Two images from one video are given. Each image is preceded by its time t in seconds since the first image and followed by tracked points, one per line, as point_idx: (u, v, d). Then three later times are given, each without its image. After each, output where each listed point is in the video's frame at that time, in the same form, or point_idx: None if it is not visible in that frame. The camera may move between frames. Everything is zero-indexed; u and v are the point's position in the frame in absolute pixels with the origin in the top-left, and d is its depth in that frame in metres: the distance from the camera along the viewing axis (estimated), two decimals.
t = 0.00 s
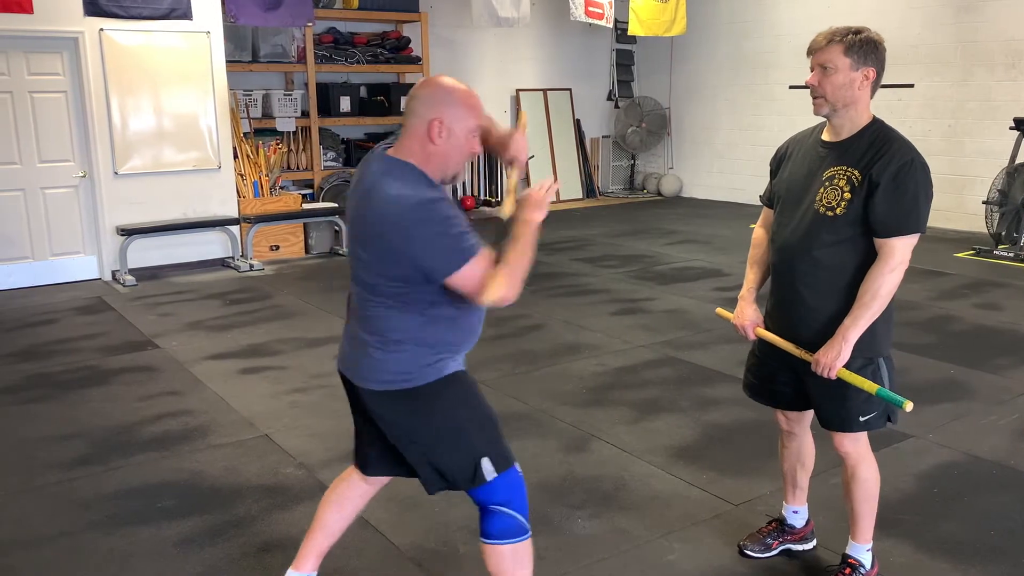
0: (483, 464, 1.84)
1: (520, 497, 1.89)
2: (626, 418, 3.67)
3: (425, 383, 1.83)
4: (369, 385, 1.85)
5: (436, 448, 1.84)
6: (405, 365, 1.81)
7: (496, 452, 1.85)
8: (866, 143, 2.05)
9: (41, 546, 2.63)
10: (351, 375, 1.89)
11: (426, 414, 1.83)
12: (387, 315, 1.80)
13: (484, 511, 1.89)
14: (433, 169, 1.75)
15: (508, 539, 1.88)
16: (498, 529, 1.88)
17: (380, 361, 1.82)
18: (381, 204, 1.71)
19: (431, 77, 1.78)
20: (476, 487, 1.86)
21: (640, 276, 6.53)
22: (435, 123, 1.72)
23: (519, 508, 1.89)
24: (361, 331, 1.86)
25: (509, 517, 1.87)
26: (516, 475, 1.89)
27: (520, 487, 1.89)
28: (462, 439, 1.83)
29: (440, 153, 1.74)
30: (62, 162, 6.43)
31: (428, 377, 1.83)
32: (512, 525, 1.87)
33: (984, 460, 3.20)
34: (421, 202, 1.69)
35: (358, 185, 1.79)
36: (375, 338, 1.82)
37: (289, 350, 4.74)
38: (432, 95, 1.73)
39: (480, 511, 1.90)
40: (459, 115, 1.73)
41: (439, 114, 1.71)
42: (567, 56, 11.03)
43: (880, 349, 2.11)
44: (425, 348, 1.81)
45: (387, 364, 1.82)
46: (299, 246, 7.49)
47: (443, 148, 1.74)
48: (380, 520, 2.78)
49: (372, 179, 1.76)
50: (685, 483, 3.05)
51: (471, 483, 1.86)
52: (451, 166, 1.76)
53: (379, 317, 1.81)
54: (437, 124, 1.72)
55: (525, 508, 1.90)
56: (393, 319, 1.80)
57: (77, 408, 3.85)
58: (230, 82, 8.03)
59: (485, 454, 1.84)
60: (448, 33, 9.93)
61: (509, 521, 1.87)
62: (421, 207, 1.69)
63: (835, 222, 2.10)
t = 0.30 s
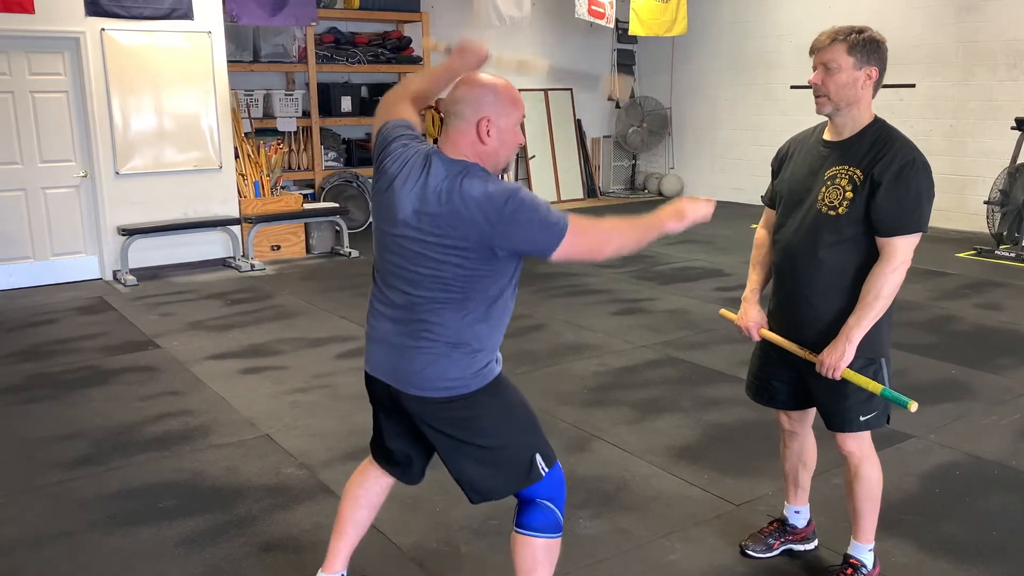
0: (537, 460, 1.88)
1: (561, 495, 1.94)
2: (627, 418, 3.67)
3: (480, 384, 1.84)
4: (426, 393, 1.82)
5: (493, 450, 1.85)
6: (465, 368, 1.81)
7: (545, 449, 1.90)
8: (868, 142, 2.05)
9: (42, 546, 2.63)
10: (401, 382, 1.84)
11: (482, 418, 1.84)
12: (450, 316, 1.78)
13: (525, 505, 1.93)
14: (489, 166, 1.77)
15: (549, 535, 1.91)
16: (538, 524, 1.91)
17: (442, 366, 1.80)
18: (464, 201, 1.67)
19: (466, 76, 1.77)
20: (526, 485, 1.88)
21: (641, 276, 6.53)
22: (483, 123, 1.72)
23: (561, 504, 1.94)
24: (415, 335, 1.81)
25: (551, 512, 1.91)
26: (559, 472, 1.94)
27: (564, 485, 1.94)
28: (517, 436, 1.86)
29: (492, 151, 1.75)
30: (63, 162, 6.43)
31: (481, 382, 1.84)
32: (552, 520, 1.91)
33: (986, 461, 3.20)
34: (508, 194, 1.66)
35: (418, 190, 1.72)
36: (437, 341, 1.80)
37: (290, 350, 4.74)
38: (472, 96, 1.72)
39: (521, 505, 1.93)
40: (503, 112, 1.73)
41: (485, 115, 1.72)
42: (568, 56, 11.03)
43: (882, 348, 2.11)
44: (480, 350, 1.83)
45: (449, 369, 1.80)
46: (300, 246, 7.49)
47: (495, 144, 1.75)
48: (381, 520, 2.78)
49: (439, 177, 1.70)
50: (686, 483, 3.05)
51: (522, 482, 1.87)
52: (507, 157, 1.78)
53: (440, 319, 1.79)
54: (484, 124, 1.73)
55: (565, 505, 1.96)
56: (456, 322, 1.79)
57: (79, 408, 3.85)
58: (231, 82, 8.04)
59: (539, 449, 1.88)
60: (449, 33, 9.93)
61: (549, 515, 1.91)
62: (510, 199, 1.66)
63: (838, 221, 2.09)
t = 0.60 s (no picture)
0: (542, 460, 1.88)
1: (565, 495, 1.95)
2: (628, 418, 3.67)
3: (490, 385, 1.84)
4: (430, 393, 1.82)
5: (498, 452, 1.85)
6: (471, 369, 1.81)
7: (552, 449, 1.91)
8: (868, 143, 2.05)
9: (43, 546, 2.63)
10: (406, 381, 1.85)
11: (488, 419, 1.84)
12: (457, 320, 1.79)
13: (528, 504, 1.93)
14: (501, 166, 1.79)
15: (552, 535, 1.90)
16: (541, 524, 1.90)
17: (446, 366, 1.80)
18: (470, 216, 1.68)
19: (472, 78, 1.79)
20: (530, 485, 1.88)
21: (641, 276, 6.53)
22: (493, 125, 1.74)
23: (563, 505, 1.94)
24: (420, 335, 1.82)
25: (554, 513, 1.92)
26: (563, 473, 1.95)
27: (567, 486, 1.95)
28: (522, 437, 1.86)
29: (503, 152, 1.77)
30: (64, 162, 6.44)
31: (490, 381, 1.84)
32: (556, 521, 1.91)
33: (987, 461, 3.19)
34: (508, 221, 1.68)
35: (430, 193, 1.74)
36: (443, 343, 1.80)
37: (291, 350, 4.74)
38: (480, 99, 1.74)
39: (524, 505, 1.93)
40: (512, 112, 1.75)
41: (494, 116, 1.74)
42: (569, 56, 11.04)
43: (884, 348, 2.11)
44: (487, 351, 1.83)
45: (453, 370, 1.81)
46: (301, 246, 7.49)
47: (506, 143, 1.77)
48: (382, 520, 2.78)
49: (451, 184, 1.72)
50: (687, 483, 3.05)
51: (526, 482, 1.87)
52: (520, 156, 1.80)
53: (445, 322, 1.79)
54: (495, 125, 1.74)
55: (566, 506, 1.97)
56: (460, 324, 1.79)
57: (80, 407, 3.86)
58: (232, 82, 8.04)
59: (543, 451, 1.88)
60: (450, 33, 9.93)
61: (553, 516, 1.91)
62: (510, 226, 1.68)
63: (838, 222, 2.09)
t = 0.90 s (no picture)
0: (543, 468, 1.87)
1: (566, 504, 1.93)
2: (629, 418, 3.67)
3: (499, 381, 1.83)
4: (437, 381, 1.84)
5: (499, 450, 1.84)
6: (479, 356, 1.82)
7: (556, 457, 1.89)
8: (867, 143, 2.05)
9: (45, 545, 2.63)
10: (417, 367, 1.87)
11: (492, 419, 1.84)
12: (467, 306, 1.80)
13: (528, 511, 1.92)
14: (518, 147, 1.79)
15: (549, 543, 1.90)
16: (540, 531, 1.90)
17: (456, 349, 1.81)
18: (475, 193, 1.70)
19: (485, 60, 1.78)
20: (530, 492, 1.88)
21: (642, 276, 6.54)
22: (506, 107, 1.74)
23: (564, 513, 1.93)
24: (432, 321, 1.85)
25: (554, 521, 1.91)
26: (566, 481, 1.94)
27: (568, 494, 1.93)
28: (525, 441, 1.85)
29: (517, 134, 1.77)
30: (65, 162, 6.44)
31: (501, 376, 1.84)
32: (555, 529, 1.90)
33: (989, 461, 3.19)
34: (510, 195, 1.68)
35: (441, 174, 1.77)
36: (453, 329, 1.82)
37: (292, 350, 4.74)
38: (493, 82, 1.74)
39: (523, 511, 1.93)
40: (525, 94, 1.74)
41: (507, 99, 1.73)
42: (570, 56, 11.04)
43: (886, 348, 2.11)
44: (499, 339, 1.83)
45: (461, 355, 1.82)
46: (302, 246, 7.49)
47: (523, 125, 1.76)
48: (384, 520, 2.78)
49: (460, 163, 1.75)
50: (688, 483, 3.05)
51: (526, 488, 1.86)
52: (538, 137, 1.79)
53: (456, 306, 1.81)
54: (508, 109, 1.74)
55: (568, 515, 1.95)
56: (470, 310, 1.81)
57: (81, 407, 3.86)
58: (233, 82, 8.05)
59: (546, 458, 1.87)
60: (451, 33, 9.93)
61: (552, 524, 1.90)
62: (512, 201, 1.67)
63: (838, 222, 2.10)
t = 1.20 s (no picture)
0: (514, 474, 1.84)
1: (548, 506, 1.91)
2: (631, 418, 3.67)
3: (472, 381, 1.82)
4: (414, 378, 1.87)
5: (469, 455, 1.83)
6: (447, 354, 1.82)
7: (532, 462, 1.86)
8: (868, 143, 2.05)
9: (46, 545, 2.64)
10: (401, 366, 1.92)
11: (462, 420, 1.83)
12: (434, 304, 1.82)
13: (507, 514, 1.91)
14: (473, 140, 1.76)
15: (527, 544, 1.90)
16: (521, 534, 1.90)
17: (430, 348, 1.84)
18: (418, 188, 1.71)
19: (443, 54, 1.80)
20: (505, 495, 1.86)
21: (643, 276, 6.54)
22: (455, 97, 1.74)
23: (545, 516, 1.91)
24: (410, 320, 1.89)
25: (533, 523, 1.89)
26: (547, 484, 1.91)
27: (548, 496, 1.91)
28: (497, 443, 1.83)
29: (469, 124, 1.75)
30: (67, 162, 6.45)
31: (472, 377, 1.83)
32: (535, 531, 1.89)
33: (991, 461, 3.19)
34: (444, 185, 1.66)
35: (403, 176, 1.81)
36: (425, 327, 1.85)
37: (293, 350, 4.74)
38: (443, 73, 1.75)
39: (503, 514, 1.92)
40: (474, 82, 1.72)
41: (454, 89, 1.73)
42: (571, 56, 11.04)
43: (889, 347, 2.11)
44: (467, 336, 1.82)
45: (435, 353, 1.83)
46: (303, 246, 7.49)
47: (473, 115, 1.75)
48: (386, 520, 2.78)
49: (413, 162, 1.77)
50: (690, 483, 3.05)
51: (498, 493, 1.85)
52: (492, 129, 1.76)
53: (428, 305, 1.83)
54: (458, 99, 1.74)
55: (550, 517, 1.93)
56: (435, 308, 1.82)
57: (83, 407, 3.86)
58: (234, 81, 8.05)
59: (516, 464, 1.84)
60: (452, 33, 9.93)
61: (532, 526, 1.89)
62: (445, 191, 1.66)
63: (839, 222, 2.10)
